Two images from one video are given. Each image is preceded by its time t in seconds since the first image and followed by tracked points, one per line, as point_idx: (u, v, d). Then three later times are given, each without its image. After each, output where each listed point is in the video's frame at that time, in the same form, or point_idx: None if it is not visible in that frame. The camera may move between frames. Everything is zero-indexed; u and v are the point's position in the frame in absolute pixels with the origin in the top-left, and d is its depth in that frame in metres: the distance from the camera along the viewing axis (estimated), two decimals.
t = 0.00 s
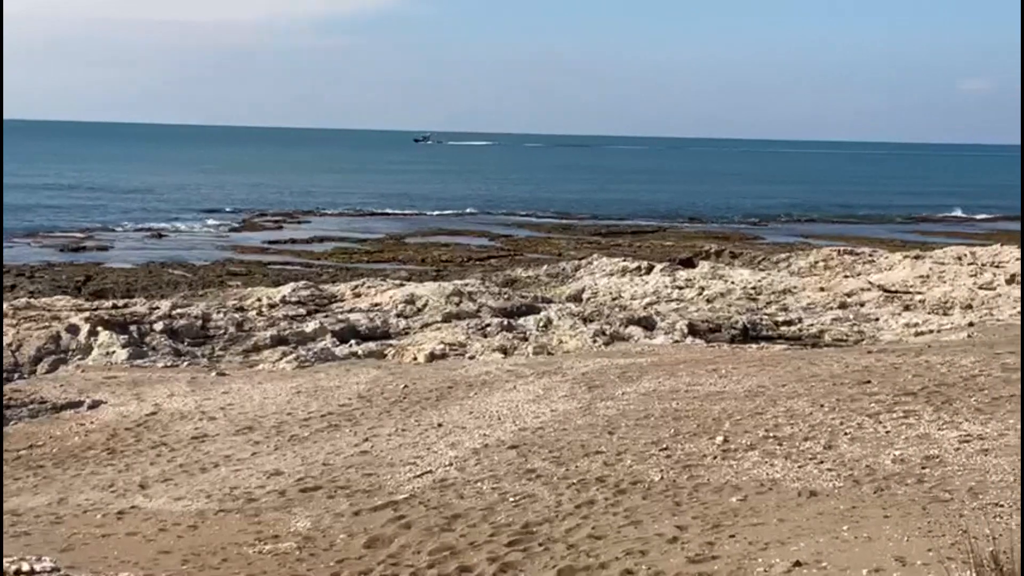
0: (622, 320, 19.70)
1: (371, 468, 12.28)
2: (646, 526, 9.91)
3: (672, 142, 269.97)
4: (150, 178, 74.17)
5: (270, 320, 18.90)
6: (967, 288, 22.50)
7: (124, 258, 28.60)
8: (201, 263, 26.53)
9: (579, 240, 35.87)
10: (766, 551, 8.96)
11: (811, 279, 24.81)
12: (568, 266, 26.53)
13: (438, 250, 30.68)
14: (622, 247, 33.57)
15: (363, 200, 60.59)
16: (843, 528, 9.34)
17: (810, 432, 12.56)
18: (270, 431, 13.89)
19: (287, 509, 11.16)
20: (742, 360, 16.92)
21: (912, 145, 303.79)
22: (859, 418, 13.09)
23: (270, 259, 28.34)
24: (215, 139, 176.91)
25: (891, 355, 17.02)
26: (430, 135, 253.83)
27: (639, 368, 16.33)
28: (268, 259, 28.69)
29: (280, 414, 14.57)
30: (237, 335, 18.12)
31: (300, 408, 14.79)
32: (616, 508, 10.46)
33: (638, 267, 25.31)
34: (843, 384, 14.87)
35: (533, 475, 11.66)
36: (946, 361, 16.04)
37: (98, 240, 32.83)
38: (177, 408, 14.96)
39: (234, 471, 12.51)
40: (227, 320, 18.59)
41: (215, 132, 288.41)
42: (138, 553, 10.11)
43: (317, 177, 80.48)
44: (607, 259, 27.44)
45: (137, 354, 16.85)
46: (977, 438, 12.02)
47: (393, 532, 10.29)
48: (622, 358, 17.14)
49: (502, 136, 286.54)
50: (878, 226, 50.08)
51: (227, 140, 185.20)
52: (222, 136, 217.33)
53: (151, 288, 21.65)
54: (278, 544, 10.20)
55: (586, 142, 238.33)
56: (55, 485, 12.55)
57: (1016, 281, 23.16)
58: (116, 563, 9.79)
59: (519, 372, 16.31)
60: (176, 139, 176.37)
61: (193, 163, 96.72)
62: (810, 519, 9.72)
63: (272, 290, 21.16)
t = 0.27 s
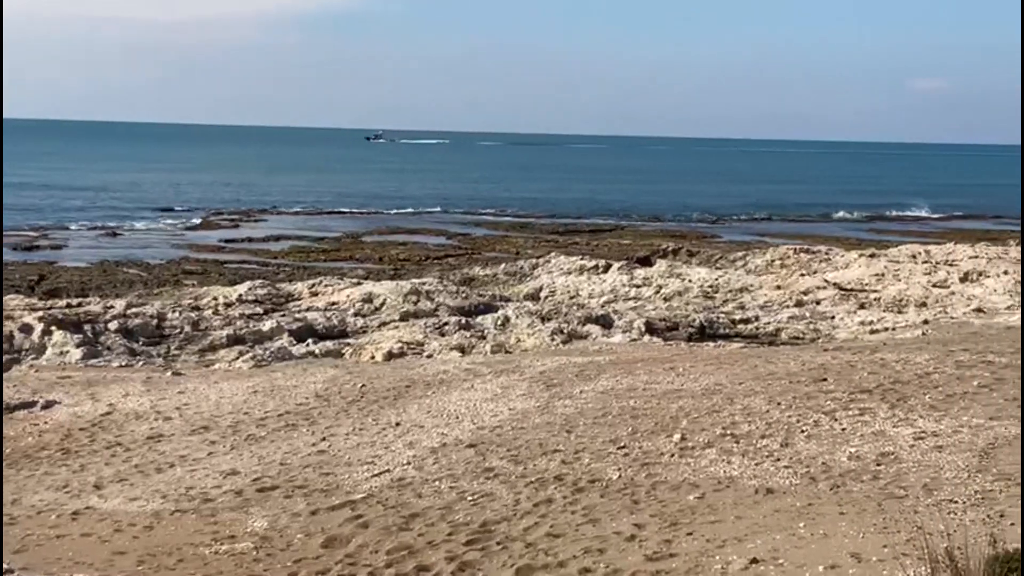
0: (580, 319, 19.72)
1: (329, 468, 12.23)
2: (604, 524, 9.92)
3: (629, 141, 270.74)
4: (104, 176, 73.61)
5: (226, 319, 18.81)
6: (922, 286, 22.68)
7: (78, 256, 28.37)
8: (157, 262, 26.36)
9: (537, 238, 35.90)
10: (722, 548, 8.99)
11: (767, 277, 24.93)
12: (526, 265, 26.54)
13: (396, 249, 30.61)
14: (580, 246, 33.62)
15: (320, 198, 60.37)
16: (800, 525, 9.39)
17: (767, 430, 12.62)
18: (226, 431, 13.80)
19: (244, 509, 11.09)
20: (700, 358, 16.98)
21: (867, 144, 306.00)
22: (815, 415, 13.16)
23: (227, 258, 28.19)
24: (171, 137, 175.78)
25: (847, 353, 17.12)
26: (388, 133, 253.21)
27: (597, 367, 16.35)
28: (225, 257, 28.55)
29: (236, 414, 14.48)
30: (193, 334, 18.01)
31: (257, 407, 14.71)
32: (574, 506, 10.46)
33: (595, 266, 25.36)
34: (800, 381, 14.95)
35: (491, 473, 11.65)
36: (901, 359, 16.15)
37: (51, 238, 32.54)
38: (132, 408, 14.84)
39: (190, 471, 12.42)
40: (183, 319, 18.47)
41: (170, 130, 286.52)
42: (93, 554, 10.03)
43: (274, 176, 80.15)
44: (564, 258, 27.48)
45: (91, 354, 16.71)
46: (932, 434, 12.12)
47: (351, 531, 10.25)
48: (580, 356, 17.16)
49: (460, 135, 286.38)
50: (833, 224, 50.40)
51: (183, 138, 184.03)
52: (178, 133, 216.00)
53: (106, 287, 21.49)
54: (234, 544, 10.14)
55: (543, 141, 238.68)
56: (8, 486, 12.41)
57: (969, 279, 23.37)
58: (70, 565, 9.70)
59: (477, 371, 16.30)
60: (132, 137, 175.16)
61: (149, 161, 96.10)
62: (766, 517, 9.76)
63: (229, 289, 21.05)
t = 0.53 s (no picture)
0: (540, 317, 19.74)
1: (289, 467, 12.17)
2: (565, 523, 9.93)
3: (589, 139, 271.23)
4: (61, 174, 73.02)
5: (185, 318, 18.71)
6: (880, 284, 22.83)
7: (34, 255, 28.12)
8: (115, 260, 26.18)
9: (497, 237, 35.90)
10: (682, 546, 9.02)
11: (727, 276, 25.04)
12: (487, 263, 26.54)
13: (356, 247, 30.53)
14: (541, 244, 33.65)
15: (280, 197, 60.14)
16: (759, 522, 9.43)
17: (727, 428, 12.67)
18: (185, 431, 13.71)
19: (203, 508, 11.02)
20: (660, 356, 17.02)
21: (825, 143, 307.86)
22: (774, 413, 13.22)
23: (185, 257, 28.03)
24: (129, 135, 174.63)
25: (806, 351, 17.21)
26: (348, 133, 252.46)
27: (558, 365, 16.36)
28: (184, 256, 28.38)
29: (196, 413, 14.39)
30: (151, 334, 17.90)
31: (216, 407, 14.63)
32: (535, 504, 10.47)
33: (556, 264, 25.39)
34: (760, 379, 15.02)
35: (451, 472, 11.64)
36: (860, 357, 16.26)
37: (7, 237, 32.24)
38: (89, 408, 14.72)
39: (148, 471, 12.33)
40: (141, 318, 18.36)
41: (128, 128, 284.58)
42: (50, 554, 9.94)
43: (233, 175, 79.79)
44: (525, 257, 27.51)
45: (47, 353, 16.58)
46: (890, 432, 12.20)
47: (311, 531, 10.22)
48: (541, 354, 17.18)
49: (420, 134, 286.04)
50: (793, 223, 50.67)
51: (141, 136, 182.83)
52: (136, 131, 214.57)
53: (63, 286, 21.33)
54: (193, 544, 10.07)
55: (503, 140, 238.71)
56: None
57: (927, 277, 23.54)
58: (26, 565, 9.61)
59: (437, 369, 16.27)
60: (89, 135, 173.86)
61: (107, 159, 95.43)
62: (727, 514, 9.79)
63: (188, 288, 20.94)
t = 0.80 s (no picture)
0: (505, 316, 19.74)
1: (252, 467, 12.12)
2: (529, 521, 9.94)
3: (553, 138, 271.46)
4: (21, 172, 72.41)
5: (147, 317, 18.60)
6: (843, 283, 22.95)
7: None
8: (75, 259, 25.99)
9: (461, 236, 35.87)
10: (646, 544, 9.04)
11: (691, 274, 25.12)
12: (451, 262, 26.52)
13: (320, 246, 30.44)
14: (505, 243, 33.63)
15: (244, 196, 59.88)
16: (723, 520, 9.46)
17: (691, 426, 12.71)
18: (147, 430, 13.63)
19: (165, 509, 10.96)
20: (624, 355, 17.05)
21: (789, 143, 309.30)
22: (738, 411, 13.26)
23: (147, 256, 27.86)
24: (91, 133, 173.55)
25: (769, 349, 17.28)
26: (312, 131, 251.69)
27: (522, 364, 16.37)
28: (146, 255, 28.20)
29: (158, 413, 14.31)
30: (113, 333, 17.79)
31: (178, 406, 14.54)
32: (499, 503, 10.46)
33: (521, 263, 25.39)
34: (724, 377, 15.07)
35: (416, 471, 11.62)
36: (823, 355, 16.34)
37: None
38: (50, 408, 14.61)
39: (110, 471, 12.24)
40: (102, 317, 18.25)
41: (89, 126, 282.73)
42: (10, 555, 9.86)
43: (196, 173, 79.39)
44: (490, 255, 27.50)
45: (7, 353, 16.44)
46: (853, 429, 12.26)
47: (274, 530, 10.18)
48: (505, 353, 17.18)
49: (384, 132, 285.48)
50: (756, 222, 50.87)
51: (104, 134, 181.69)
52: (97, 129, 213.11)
53: (23, 285, 21.16)
54: (155, 544, 10.02)
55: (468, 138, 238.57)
56: None
57: (889, 276, 23.70)
58: None
59: (401, 368, 16.24)
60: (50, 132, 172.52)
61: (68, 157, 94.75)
62: (691, 512, 9.82)
63: (150, 286, 20.82)
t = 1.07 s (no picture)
0: (475, 316, 19.73)
1: (220, 467, 12.07)
2: (498, 521, 9.93)
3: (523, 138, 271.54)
4: None
5: (114, 317, 18.50)
6: (812, 283, 23.05)
7: None
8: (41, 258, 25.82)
9: (431, 235, 35.83)
10: (616, 544, 9.05)
11: (660, 274, 25.16)
12: (420, 262, 26.48)
13: (289, 245, 30.34)
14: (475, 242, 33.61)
15: (212, 195, 59.64)
16: (692, 520, 9.49)
17: (660, 425, 12.73)
18: (114, 431, 13.55)
19: (133, 509, 10.89)
20: (594, 354, 17.07)
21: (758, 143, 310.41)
22: (707, 411, 13.30)
23: (115, 255, 27.71)
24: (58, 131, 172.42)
25: (738, 349, 17.33)
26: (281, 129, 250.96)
27: (491, 363, 16.36)
28: (113, 254, 28.05)
29: (125, 413, 14.24)
30: (80, 333, 17.69)
31: (146, 407, 14.47)
32: (468, 503, 10.46)
33: (490, 263, 25.39)
34: (693, 377, 15.11)
35: (384, 471, 11.60)
36: (791, 355, 16.40)
37: None
38: (16, 408, 14.50)
39: (76, 472, 12.16)
40: (69, 317, 18.15)
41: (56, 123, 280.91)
42: None
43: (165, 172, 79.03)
44: (459, 255, 27.48)
45: None
46: (821, 429, 12.32)
47: (242, 531, 10.14)
48: (475, 353, 17.16)
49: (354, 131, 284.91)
50: (725, 222, 51.04)
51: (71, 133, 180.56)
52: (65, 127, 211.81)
53: None
54: (122, 545, 9.96)
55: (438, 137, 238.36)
56: None
57: (857, 276, 23.81)
58: None
59: (370, 368, 16.21)
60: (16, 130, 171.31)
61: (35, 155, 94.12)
62: (659, 512, 9.84)
63: (117, 286, 20.70)
